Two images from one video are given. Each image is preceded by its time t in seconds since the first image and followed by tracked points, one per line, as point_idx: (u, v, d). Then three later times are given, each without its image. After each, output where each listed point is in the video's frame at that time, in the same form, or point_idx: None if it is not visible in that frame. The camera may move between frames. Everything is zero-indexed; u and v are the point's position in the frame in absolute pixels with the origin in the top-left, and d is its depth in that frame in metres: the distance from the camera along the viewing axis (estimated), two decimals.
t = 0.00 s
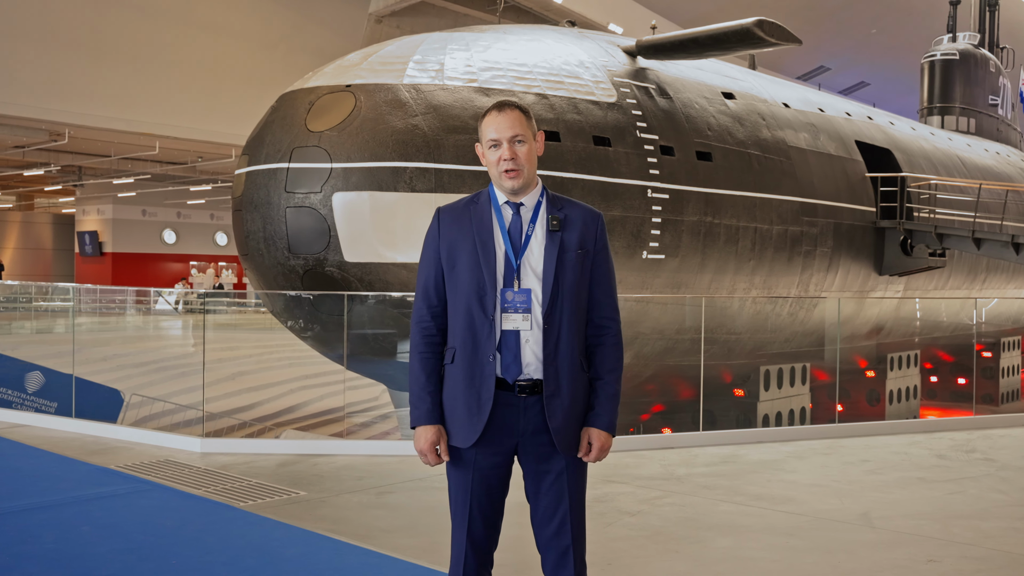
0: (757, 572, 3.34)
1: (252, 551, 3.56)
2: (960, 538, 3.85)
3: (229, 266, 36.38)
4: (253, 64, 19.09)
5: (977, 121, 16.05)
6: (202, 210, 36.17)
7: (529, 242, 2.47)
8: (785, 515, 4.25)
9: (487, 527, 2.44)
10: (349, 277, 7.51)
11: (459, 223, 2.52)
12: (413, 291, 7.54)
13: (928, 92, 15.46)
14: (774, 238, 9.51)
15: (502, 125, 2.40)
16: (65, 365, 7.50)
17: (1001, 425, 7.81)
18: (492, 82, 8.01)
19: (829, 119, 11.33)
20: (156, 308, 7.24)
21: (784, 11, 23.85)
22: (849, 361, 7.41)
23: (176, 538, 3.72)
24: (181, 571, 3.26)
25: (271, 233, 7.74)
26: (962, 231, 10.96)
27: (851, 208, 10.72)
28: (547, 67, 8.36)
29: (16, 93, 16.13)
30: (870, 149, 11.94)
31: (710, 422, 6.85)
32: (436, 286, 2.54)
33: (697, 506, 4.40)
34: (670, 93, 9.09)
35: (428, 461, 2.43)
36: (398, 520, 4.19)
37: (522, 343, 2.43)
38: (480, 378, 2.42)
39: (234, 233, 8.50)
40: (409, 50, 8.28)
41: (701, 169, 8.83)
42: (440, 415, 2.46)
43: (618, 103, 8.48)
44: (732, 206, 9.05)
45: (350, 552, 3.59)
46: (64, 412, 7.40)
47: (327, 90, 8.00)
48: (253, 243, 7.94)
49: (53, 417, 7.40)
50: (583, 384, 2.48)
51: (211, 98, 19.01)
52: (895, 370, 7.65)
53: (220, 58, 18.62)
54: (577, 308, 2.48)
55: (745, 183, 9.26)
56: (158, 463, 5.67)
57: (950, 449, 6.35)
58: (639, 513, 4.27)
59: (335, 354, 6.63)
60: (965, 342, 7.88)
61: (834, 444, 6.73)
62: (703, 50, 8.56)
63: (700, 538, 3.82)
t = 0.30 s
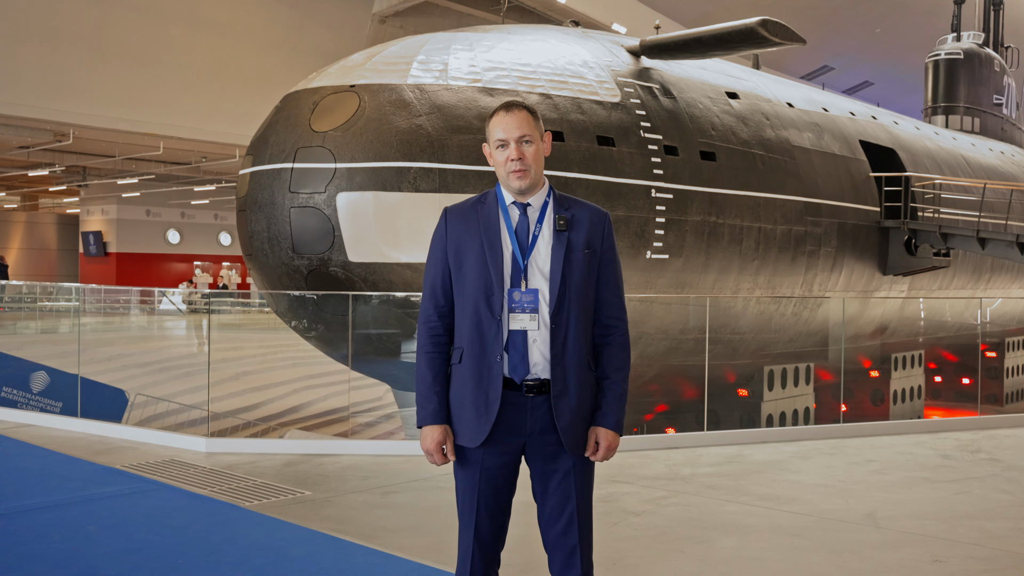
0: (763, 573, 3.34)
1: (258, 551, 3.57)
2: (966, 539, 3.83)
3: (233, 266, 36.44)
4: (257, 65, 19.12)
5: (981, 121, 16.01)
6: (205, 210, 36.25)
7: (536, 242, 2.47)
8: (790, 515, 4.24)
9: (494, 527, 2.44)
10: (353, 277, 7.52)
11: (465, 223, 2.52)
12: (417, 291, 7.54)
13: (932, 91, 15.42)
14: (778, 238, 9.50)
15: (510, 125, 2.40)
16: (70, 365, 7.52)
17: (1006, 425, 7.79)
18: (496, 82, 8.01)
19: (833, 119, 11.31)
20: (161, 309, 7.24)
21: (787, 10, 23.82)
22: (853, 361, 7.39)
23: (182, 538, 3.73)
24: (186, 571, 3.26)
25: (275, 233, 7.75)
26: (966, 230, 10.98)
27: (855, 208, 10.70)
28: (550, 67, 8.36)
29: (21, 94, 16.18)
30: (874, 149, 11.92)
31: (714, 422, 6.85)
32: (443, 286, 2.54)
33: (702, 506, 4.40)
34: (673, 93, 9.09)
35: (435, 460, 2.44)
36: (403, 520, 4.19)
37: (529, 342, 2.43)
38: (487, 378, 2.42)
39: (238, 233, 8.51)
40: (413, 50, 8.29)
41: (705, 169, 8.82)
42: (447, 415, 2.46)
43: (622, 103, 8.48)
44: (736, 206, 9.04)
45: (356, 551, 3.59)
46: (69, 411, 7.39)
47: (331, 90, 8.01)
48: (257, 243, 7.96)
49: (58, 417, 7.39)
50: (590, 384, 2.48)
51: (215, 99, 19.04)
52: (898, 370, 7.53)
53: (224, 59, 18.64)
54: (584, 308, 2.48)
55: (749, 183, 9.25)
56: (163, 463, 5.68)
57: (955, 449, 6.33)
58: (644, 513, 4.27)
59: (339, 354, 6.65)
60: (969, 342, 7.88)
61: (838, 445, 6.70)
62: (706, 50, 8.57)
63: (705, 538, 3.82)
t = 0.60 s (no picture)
0: (767, 573, 3.33)
1: (262, 551, 3.57)
2: (969, 540, 3.83)
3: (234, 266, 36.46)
4: (259, 65, 19.13)
5: (983, 121, 15.99)
6: (207, 211, 36.29)
7: (543, 241, 2.47)
8: (793, 515, 4.24)
9: (500, 528, 2.44)
10: (355, 277, 7.53)
11: (473, 221, 2.52)
12: (419, 291, 7.54)
13: (934, 92, 15.40)
14: (779, 238, 9.49)
15: (521, 125, 2.40)
16: (72, 366, 7.53)
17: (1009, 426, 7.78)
18: (498, 82, 8.01)
19: (835, 119, 11.30)
20: (162, 309, 7.27)
21: (788, 11, 23.81)
22: (855, 361, 7.37)
23: (186, 538, 3.73)
24: (191, 571, 3.27)
25: (277, 233, 7.75)
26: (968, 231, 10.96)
27: (857, 208, 10.69)
28: (552, 67, 8.36)
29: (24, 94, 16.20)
30: (876, 149, 11.91)
31: (715, 422, 6.86)
32: (450, 285, 2.54)
33: (705, 507, 4.40)
34: (675, 93, 9.09)
35: (440, 458, 2.44)
36: (407, 521, 4.18)
37: (536, 341, 2.43)
38: (494, 377, 2.42)
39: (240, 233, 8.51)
40: (415, 50, 8.29)
41: (707, 170, 8.82)
42: (453, 413, 2.46)
43: (624, 104, 8.47)
44: (737, 206, 9.03)
45: (361, 551, 3.60)
46: (71, 411, 7.41)
47: (333, 90, 8.02)
48: (259, 243, 7.97)
49: (59, 416, 7.41)
50: (598, 383, 2.48)
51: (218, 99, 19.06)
52: (900, 370, 7.49)
53: (226, 59, 18.66)
54: (593, 306, 2.48)
55: (750, 183, 9.24)
56: (166, 463, 5.69)
57: (958, 450, 6.32)
58: (647, 513, 4.27)
59: (341, 354, 6.67)
60: (970, 342, 7.86)
61: (841, 446, 6.68)
62: (709, 50, 8.56)
63: (710, 539, 3.81)
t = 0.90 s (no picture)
0: (768, 574, 3.33)
1: (263, 551, 3.57)
2: (969, 540, 3.83)
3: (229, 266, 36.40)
4: (256, 65, 19.09)
5: (978, 122, 16.02)
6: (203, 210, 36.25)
7: (548, 241, 2.47)
8: (793, 515, 4.24)
9: (505, 528, 2.43)
10: (352, 277, 7.53)
11: (478, 223, 2.52)
12: (416, 292, 7.54)
13: (929, 92, 15.42)
14: (776, 239, 9.50)
15: (532, 125, 2.40)
16: (69, 366, 7.52)
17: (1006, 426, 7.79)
18: (495, 82, 8.00)
19: (832, 120, 11.32)
20: (158, 309, 7.25)
21: (784, 11, 23.84)
22: (851, 361, 7.43)
23: (186, 538, 3.73)
24: (192, 571, 3.26)
25: (274, 233, 7.75)
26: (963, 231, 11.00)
27: (853, 209, 10.71)
28: (550, 68, 8.37)
29: (20, 94, 16.17)
30: (872, 149, 11.93)
31: (713, 422, 6.88)
32: (455, 286, 2.54)
33: (705, 507, 4.40)
34: (672, 93, 9.10)
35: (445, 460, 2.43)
36: (406, 521, 4.18)
37: (542, 342, 2.43)
38: (499, 378, 2.42)
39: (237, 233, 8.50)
40: (412, 51, 8.28)
41: (704, 170, 8.83)
42: (458, 414, 2.46)
43: (621, 104, 8.48)
44: (735, 206, 9.04)
45: (361, 551, 3.60)
46: (69, 411, 7.39)
47: (330, 90, 8.01)
48: (256, 243, 7.96)
49: (56, 416, 7.39)
50: (604, 383, 2.48)
51: (215, 99, 19.03)
52: (896, 371, 7.59)
53: (223, 59, 18.63)
54: (598, 306, 2.48)
55: (747, 183, 9.25)
56: (164, 463, 5.68)
57: (956, 450, 6.33)
58: (647, 513, 4.27)
59: (338, 354, 6.66)
60: (965, 342, 7.87)
61: (839, 446, 6.68)
62: (706, 50, 8.54)
63: (710, 539, 3.82)
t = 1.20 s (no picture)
0: (763, 573, 3.34)
1: (257, 551, 3.55)
2: (960, 538, 3.86)
3: (217, 266, 36.23)
4: (245, 64, 19.00)
5: (964, 123, 16.14)
6: (190, 210, 36.07)
7: (548, 242, 2.47)
8: (786, 514, 4.26)
9: (505, 528, 2.43)
10: (342, 277, 7.51)
11: (477, 223, 2.52)
12: (406, 292, 7.53)
13: (916, 94, 15.52)
14: (764, 239, 9.53)
15: (537, 125, 2.40)
16: (57, 366, 7.47)
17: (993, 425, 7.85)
18: (485, 82, 7.99)
19: (820, 121, 11.37)
20: (145, 308, 7.31)
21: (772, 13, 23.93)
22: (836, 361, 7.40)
23: (180, 538, 3.71)
24: (185, 571, 3.25)
25: (263, 233, 7.72)
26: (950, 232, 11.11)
27: (841, 209, 10.77)
28: (540, 68, 8.38)
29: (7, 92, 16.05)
30: (859, 150, 12.00)
31: (702, 422, 6.92)
32: (455, 287, 2.53)
33: (698, 507, 4.41)
34: (662, 94, 9.12)
35: (446, 461, 2.43)
36: (400, 521, 4.17)
37: (542, 342, 2.43)
38: (500, 378, 2.41)
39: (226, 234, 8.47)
40: (401, 50, 8.26)
41: (693, 170, 8.86)
42: (458, 415, 2.46)
43: (610, 104, 8.49)
44: (724, 207, 9.08)
45: (355, 551, 3.59)
46: (55, 412, 7.30)
47: (320, 90, 7.98)
48: (245, 243, 7.92)
49: (43, 417, 7.30)
50: (603, 384, 2.48)
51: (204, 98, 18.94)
52: (882, 370, 7.61)
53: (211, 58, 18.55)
54: (597, 307, 2.48)
55: (736, 183, 9.29)
56: (155, 464, 5.65)
57: (945, 449, 6.38)
58: (640, 513, 4.28)
59: (327, 353, 6.65)
60: (951, 342, 7.94)
61: (829, 445, 6.72)
62: (695, 50, 8.56)
63: (704, 538, 3.83)
